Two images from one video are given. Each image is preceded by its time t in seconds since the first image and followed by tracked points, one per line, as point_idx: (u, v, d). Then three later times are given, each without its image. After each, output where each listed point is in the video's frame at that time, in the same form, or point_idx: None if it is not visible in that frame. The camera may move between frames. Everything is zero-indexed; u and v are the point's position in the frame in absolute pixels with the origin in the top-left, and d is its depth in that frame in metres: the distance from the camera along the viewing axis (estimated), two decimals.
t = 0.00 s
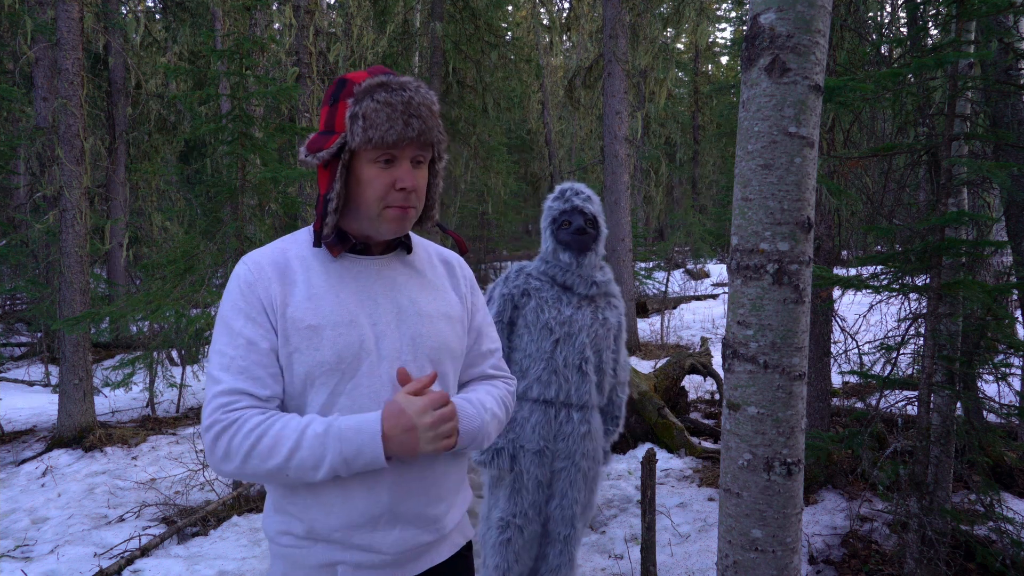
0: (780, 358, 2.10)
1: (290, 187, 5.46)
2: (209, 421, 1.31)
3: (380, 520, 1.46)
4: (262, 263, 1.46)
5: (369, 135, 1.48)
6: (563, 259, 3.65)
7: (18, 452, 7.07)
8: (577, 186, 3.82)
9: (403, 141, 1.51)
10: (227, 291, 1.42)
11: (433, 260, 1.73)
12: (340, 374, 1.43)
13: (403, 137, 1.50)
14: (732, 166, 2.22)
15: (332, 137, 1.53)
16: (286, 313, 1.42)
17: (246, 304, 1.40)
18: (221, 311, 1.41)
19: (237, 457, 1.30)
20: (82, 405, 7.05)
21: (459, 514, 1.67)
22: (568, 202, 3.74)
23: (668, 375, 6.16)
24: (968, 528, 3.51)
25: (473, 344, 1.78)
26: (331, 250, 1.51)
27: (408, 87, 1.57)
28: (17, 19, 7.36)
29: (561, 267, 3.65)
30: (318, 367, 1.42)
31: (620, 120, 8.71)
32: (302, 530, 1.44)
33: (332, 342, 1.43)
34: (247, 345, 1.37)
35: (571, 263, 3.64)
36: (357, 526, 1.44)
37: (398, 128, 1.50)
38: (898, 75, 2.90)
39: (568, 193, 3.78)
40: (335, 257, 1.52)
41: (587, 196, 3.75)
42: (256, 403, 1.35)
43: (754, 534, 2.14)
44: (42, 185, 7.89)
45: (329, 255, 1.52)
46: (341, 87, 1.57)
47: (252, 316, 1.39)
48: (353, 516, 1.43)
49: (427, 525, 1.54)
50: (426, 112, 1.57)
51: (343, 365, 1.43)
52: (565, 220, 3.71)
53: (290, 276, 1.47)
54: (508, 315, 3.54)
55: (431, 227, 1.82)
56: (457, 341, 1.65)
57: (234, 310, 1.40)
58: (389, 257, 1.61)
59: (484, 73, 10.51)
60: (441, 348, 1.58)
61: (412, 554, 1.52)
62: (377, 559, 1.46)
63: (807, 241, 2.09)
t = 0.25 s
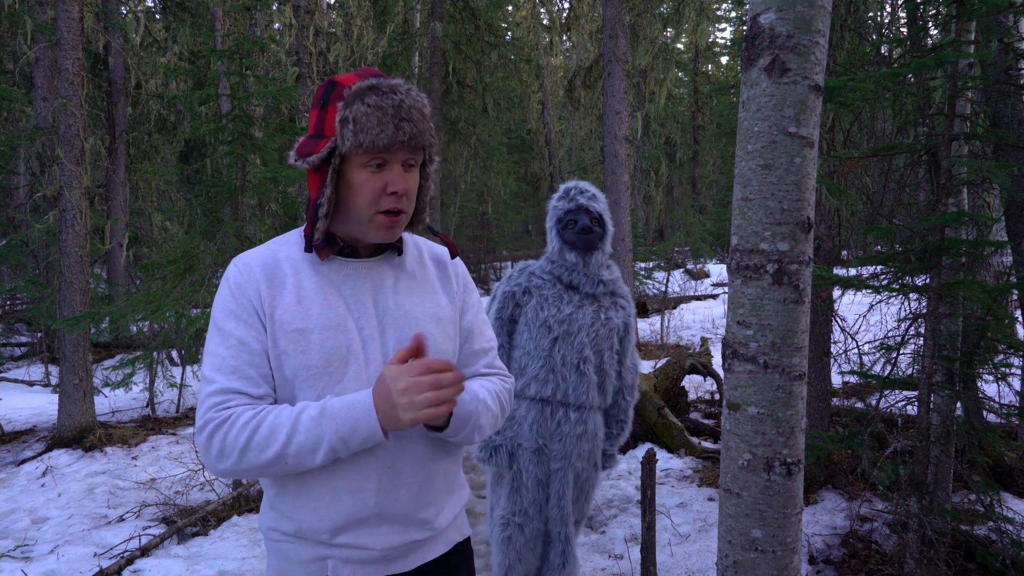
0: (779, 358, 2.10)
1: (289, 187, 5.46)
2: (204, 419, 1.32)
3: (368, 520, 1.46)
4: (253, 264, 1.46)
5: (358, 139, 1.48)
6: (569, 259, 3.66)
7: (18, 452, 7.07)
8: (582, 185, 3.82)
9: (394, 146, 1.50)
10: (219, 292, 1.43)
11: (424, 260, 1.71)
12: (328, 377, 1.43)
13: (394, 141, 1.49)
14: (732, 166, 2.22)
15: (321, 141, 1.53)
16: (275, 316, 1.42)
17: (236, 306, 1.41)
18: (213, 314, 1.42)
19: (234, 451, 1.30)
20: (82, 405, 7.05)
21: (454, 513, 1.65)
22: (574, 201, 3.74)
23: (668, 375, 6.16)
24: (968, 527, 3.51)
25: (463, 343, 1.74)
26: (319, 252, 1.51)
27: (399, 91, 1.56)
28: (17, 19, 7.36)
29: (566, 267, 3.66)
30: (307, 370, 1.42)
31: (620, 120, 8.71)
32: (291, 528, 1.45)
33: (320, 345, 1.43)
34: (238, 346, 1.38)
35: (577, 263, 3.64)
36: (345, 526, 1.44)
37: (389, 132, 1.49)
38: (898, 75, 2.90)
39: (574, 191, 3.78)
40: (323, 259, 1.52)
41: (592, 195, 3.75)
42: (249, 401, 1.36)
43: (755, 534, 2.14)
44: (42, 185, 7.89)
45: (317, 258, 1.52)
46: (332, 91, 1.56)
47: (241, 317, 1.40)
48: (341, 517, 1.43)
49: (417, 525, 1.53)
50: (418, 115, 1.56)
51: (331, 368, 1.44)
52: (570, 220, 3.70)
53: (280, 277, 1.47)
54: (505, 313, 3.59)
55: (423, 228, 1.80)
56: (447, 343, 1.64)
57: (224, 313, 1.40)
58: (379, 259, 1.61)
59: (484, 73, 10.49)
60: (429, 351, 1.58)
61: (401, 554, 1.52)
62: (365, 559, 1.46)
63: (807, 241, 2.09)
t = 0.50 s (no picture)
0: (780, 358, 2.09)
1: (289, 187, 5.46)
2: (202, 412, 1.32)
3: (367, 518, 1.46)
4: (252, 262, 1.47)
5: (354, 138, 1.48)
6: (564, 259, 3.65)
7: (18, 452, 7.07)
8: (581, 184, 3.80)
9: (390, 144, 1.50)
10: (219, 290, 1.44)
11: (424, 257, 1.69)
12: (325, 376, 1.43)
13: (389, 140, 1.49)
14: (732, 166, 2.22)
15: (319, 140, 1.53)
16: (274, 314, 1.42)
17: (235, 303, 1.41)
18: (213, 311, 1.43)
19: (231, 446, 1.31)
20: (82, 405, 7.05)
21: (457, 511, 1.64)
22: (573, 199, 3.73)
23: (668, 375, 6.16)
24: (969, 528, 3.51)
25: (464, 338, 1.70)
26: (318, 251, 1.51)
27: (394, 90, 1.56)
28: (17, 19, 7.36)
29: (560, 267, 3.65)
30: (304, 368, 1.42)
31: (620, 120, 8.71)
32: (292, 527, 1.46)
33: (318, 343, 1.43)
34: (238, 343, 1.38)
35: (571, 263, 3.64)
36: (344, 524, 1.44)
37: (385, 130, 1.49)
38: (898, 75, 2.90)
39: (573, 190, 3.76)
40: (322, 258, 1.52)
41: (591, 195, 3.74)
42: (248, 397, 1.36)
43: (755, 534, 2.14)
44: (42, 185, 7.89)
45: (316, 256, 1.52)
46: (328, 91, 1.57)
47: (240, 315, 1.40)
48: (340, 515, 1.44)
49: (417, 523, 1.52)
50: (413, 113, 1.56)
51: (329, 367, 1.44)
52: (567, 219, 3.70)
53: (279, 275, 1.47)
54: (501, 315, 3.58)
55: (423, 226, 1.76)
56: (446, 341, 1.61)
57: (225, 310, 1.41)
58: (378, 258, 1.60)
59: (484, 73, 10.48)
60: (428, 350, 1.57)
61: (403, 553, 1.51)
62: (365, 557, 1.46)
63: (807, 241, 2.09)
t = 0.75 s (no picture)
0: (780, 358, 2.10)
1: (289, 187, 5.46)
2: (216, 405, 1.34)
3: (381, 519, 1.45)
4: (267, 262, 1.49)
5: (353, 121, 1.50)
6: (562, 258, 3.64)
7: (18, 452, 7.07)
8: (580, 183, 3.75)
9: (387, 126, 1.51)
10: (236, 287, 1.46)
11: (439, 254, 1.68)
12: (339, 370, 1.43)
13: (386, 122, 1.50)
14: (732, 166, 2.22)
15: (323, 129, 1.59)
16: (288, 309, 1.44)
17: (251, 299, 1.43)
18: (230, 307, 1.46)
19: (241, 438, 1.31)
20: (82, 405, 7.05)
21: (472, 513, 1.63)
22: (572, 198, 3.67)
23: (668, 375, 6.16)
24: (968, 528, 3.51)
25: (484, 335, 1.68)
26: (333, 247, 1.54)
27: (393, 75, 1.57)
28: (17, 19, 7.36)
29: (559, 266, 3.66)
30: (317, 362, 1.42)
31: (620, 119, 8.71)
32: (309, 527, 1.47)
33: (331, 336, 1.43)
34: (253, 337, 1.40)
35: (570, 262, 3.63)
36: (358, 524, 1.44)
37: (381, 112, 1.50)
38: (898, 75, 2.89)
39: (571, 190, 3.71)
40: (336, 254, 1.53)
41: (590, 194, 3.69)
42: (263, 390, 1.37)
43: (755, 534, 2.14)
44: (42, 185, 7.89)
45: (331, 252, 1.54)
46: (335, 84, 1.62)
47: (256, 309, 1.42)
48: (354, 515, 1.44)
49: (432, 524, 1.52)
50: (414, 97, 1.56)
51: (342, 361, 1.43)
52: (566, 219, 3.66)
53: (293, 273, 1.49)
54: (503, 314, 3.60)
55: (435, 221, 1.75)
56: (463, 336, 1.59)
57: (241, 306, 1.43)
58: (391, 254, 1.59)
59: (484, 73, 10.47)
60: (445, 345, 1.54)
61: (417, 554, 1.50)
62: (379, 559, 1.46)
63: (807, 241, 2.09)
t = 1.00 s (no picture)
0: (780, 358, 2.10)
1: (289, 187, 5.46)
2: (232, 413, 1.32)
3: (400, 519, 1.45)
4: (279, 266, 1.49)
5: (366, 119, 1.50)
6: (563, 257, 3.64)
7: (18, 452, 7.07)
8: (581, 183, 3.73)
9: (400, 124, 1.51)
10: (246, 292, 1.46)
11: (449, 253, 1.70)
12: (352, 372, 1.43)
13: (399, 120, 1.50)
14: (732, 166, 2.22)
15: (335, 126, 1.59)
16: (299, 313, 1.43)
17: (263, 304, 1.42)
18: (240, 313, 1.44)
19: (255, 450, 1.29)
20: (82, 405, 7.06)
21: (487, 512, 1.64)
22: (572, 198, 3.66)
23: (668, 375, 6.16)
24: (968, 528, 3.51)
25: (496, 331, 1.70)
26: (343, 247, 1.54)
27: (406, 73, 1.57)
28: (17, 19, 7.36)
29: (559, 264, 3.67)
30: (331, 365, 1.42)
31: (620, 119, 8.70)
32: (325, 529, 1.46)
33: (344, 338, 1.43)
34: (265, 342, 1.39)
35: (570, 262, 3.63)
36: (376, 525, 1.44)
37: (395, 111, 1.50)
38: (898, 74, 2.89)
39: (572, 189, 3.70)
40: (346, 255, 1.54)
41: (591, 193, 3.68)
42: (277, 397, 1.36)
43: (754, 534, 2.14)
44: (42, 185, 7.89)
45: (341, 253, 1.55)
46: (347, 81, 1.61)
47: (268, 314, 1.42)
48: (372, 517, 1.44)
49: (449, 523, 1.52)
50: (426, 96, 1.56)
51: (355, 363, 1.43)
52: (566, 218, 3.65)
53: (305, 276, 1.49)
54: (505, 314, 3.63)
55: (444, 221, 1.75)
56: (474, 333, 1.60)
57: (252, 311, 1.42)
58: (401, 254, 1.60)
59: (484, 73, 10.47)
60: (457, 343, 1.54)
61: (435, 553, 1.50)
62: (398, 559, 1.46)
63: (807, 241, 2.09)
